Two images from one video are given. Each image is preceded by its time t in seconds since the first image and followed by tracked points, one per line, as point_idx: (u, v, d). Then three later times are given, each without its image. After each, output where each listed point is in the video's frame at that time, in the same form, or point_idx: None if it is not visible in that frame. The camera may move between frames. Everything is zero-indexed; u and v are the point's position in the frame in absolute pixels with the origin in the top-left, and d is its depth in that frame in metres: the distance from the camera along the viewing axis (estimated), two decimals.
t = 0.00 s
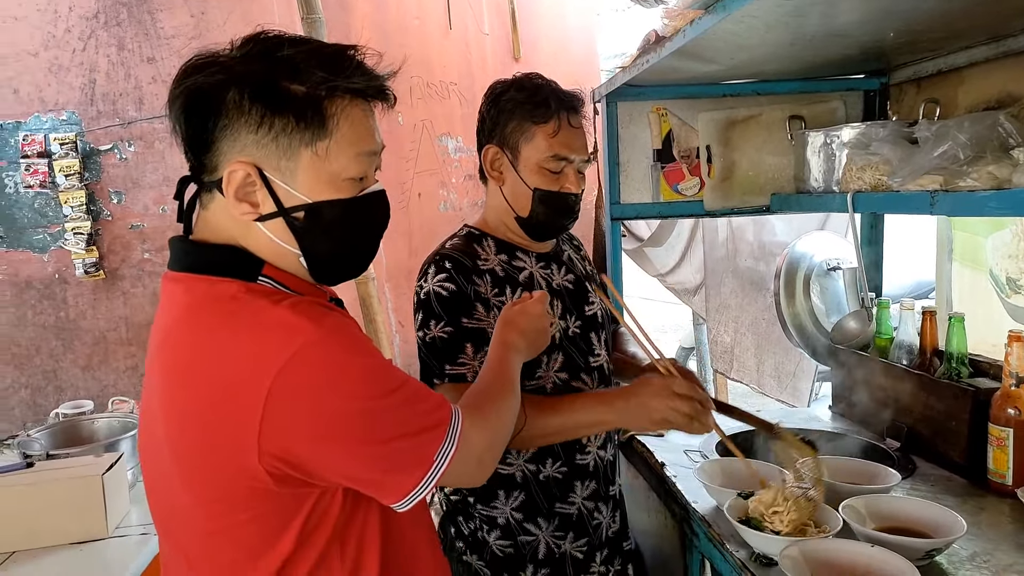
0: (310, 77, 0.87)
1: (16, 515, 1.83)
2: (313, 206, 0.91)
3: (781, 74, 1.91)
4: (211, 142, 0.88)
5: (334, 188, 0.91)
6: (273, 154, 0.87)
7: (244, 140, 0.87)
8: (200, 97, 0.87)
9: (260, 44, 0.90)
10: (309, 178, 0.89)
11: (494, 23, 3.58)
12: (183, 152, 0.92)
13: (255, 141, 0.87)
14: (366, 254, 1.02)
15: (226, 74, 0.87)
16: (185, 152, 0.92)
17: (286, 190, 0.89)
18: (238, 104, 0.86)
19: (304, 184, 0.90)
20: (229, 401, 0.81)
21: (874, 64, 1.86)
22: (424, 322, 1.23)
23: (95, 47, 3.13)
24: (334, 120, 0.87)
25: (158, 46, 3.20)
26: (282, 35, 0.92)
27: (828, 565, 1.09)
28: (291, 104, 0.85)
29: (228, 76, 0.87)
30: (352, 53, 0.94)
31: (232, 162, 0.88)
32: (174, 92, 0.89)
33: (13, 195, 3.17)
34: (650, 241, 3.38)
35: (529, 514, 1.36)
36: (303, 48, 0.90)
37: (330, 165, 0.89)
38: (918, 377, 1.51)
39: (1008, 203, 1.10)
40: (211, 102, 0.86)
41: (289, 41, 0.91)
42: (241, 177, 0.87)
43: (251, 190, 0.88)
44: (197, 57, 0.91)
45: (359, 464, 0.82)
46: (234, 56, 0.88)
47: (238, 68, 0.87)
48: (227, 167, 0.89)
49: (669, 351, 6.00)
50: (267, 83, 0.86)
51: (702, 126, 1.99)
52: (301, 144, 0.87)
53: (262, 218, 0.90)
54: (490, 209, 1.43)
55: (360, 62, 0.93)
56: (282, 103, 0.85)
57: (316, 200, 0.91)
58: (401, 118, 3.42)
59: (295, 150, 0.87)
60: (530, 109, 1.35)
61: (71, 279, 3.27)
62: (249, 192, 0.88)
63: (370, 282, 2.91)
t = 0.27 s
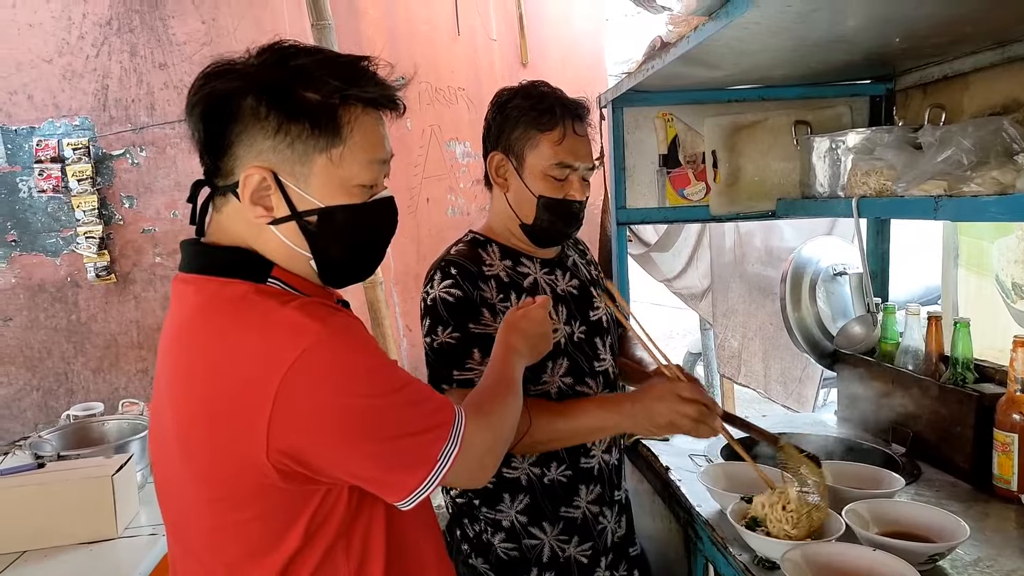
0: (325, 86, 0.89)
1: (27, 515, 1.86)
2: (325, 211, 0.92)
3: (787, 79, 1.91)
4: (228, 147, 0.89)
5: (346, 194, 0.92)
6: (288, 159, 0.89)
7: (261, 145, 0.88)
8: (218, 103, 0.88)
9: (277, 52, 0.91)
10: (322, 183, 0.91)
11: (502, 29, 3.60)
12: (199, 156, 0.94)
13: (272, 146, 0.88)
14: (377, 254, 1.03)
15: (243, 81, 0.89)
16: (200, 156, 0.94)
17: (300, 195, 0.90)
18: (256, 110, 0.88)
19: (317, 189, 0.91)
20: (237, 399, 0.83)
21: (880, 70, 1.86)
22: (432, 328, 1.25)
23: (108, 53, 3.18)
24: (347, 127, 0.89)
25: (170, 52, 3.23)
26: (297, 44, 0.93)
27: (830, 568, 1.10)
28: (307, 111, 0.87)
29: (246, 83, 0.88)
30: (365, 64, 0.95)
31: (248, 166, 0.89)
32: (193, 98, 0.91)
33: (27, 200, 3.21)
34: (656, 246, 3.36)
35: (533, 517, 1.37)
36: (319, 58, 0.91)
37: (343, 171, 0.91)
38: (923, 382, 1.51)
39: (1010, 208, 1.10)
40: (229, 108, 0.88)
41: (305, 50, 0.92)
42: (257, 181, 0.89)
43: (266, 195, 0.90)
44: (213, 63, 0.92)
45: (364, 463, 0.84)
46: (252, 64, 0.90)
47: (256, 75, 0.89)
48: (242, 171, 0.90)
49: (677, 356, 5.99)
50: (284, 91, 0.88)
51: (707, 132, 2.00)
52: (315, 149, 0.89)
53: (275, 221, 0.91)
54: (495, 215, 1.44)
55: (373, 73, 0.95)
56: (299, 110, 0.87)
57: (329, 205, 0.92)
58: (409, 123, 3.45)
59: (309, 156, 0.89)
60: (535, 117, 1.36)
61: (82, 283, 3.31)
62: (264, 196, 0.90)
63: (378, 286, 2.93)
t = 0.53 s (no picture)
0: (328, 85, 0.90)
1: (22, 511, 1.86)
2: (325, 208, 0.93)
3: (782, 79, 1.92)
4: (232, 145, 0.90)
5: (346, 192, 0.94)
6: (292, 158, 0.89)
7: (266, 143, 0.89)
8: (223, 101, 0.88)
9: (280, 51, 0.92)
10: (324, 181, 0.91)
11: (500, 27, 3.61)
12: (200, 153, 0.94)
13: (276, 145, 0.89)
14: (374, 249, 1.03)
15: (248, 80, 0.89)
16: (201, 153, 0.94)
17: (303, 194, 0.91)
18: (262, 109, 0.88)
19: (320, 187, 0.92)
20: (235, 391, 0.83)
21: (875, 70, 1.87)
22: (427, 330, 1.25)
23: (106, 51, 3.18)
24: (349, 127, 0.90)
25: (168, 49, 3.26)
26: (299, 44, 0.94)
27: (820, 563, 1.11)
28: (312, 110, 0.88)
29: (250, 81, 0.89)
30: (366, 65, 0.96)
31: (252, 164, 0.90)
32: (196, 96, 0.91)
33: (23, 196, 3.18)
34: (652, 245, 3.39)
35: (530, 514, 1.37)
36: (322, 58, 0.92)
37: (345, 169, 0.92)
38: (915, 380, 1.52)
39: (1000, 206, 1.11)
40: (234, 107, 0.88)
41: (308, 50, 0.93)
42: (261, 180, 0.89)
43: (269, 193, 0.90)
44: (216, 61, 0.92)
45: (360, 455, 0.84)
46: (256, 62, 0.91)
47: (260, 74, 0.89)
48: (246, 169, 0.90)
49: (673, 355, 6.01)
50: (290, 89, 0.88)
51: (703, 131, 2.00)
52: (319, 148, 0.90)
53: (278, 218, 0.92)
54: (490, 215, 1.44)
55: (374, 74, 0.96)
56: (305, 109, 0.88)
57: (331, 203, 0.93)
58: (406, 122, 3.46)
59: (313, 154, 0.90)
60: (533, 117, 1.36)
61: (79, 280, 3.30)
62: (267, 193, 0.90)
63: (375, 284, 2.94)
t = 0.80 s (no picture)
0: (334, 95, 0.90)
1: (11, 512, 1.85)
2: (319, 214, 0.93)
3: (770, 79, 1.93)
4: (247, 161, 0.86)
5: (355, 195, 0.97)
6: (312, 171, 0.90)
7: (286, 159, 0.88)
8: (237, 118, 0.84)
9: (281, 58, 0.89)
10: (337, 189, 0.93)
11: (491, 28, 3.60)
12: (198, 165, 0.89)
13: (299, 161, 0.89)
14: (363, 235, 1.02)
15: (257, 94, 0.86)
16: (200, 166, 0.89)
17: (320, 204, 0.92)
18: (281, 126, 0.86)
19: (335, 195, 0.94)
20: (226, 389, 0.83)
21: (862, 70, 1.88)
22: (412, 336, 1.26)
23: (95, 51, 3.16)
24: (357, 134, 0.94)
25: (158, 49, 3.23)
26: (293, 48, 0.92)
27: (807, 560, 1.11)
28: (331, 125, 0.89)
29: (263, 96, 0.85)
30: (355, 69, 0.96)
31: (272, 181, 0.88)
32: (200, 110, 0.86)
33: (12, 197, 3.19)
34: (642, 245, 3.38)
35: (523, 513, 1.37)
36: (322, 65, 0.92)
37: (354, 174, 0.95)
38: (902, 378, 1.53)
39: (984, 206, 1.12)
40: (251, 125, 0.85)
41: (306, 56, 0.92)
42: (284, 197, 0.89)
43: (289, 207, 0.90)
44: (207, 70, 0.87)
45: (351, 451, 0.85)
46: (260, 72, 0.87)
47: (270, 87, 0.86)
48: (262, 185, 0.88)
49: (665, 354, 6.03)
50: (306, 105, 0.87)
51: (692, 131, 2.01)
52: (333, 158, 0.91)
53: (295, 228, 0.92)
54: (480, 218, 1.44)
55: (363, 79, 0.96)
56: (325, 124, 0.88)
57: (343, 208, 0.95)
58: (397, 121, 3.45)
59: (329, 165, 0.91)
60: (529, 125, 1.36)
61: (69, 281, 3.29)
62: (286, 208, 0.90)
63: (366, 284, 2.93)
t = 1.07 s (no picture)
0: (333, 99, 0.90)
1: (12, 514, 1.86)
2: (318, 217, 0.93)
3: (768, 77, 1.93)
4: (245, 162, 0.86)
5: (351, 195, 0.96)
6: (309, 171, 0.90)
7: (285, 160, 0.88)
8: (238, 118, 0.84)
9: (280, 61, 0.89)
10: (335, 189, 0.93)
11: (490, 28, 3.60)
12: (195, 165, 0.89)
13: (298, 161, 0.88)
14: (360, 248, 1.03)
15: (259, 95, 0.85)
16: (197, 166, 0.88)
17: (318, 204, 0.92)
18: (281, 127, 0.86)
19: (331, 195, 0.93)
20: (223, 390, 0.83)
21: (862, 68, 1.88)
22: (411, 338, 1.26)
23: (94, 53, 3.16)
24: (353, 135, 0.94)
25: (157, 52, 3.22)
26: (291, 51, 0.92)
27: (806, 560, 1.11)
28: (329, 126, 0.89)
29: (265, 98, 0.85)
30: (351, 72, 0.96)
31: (269, 181, 0.88)
32: (200, 110, 0.85)
33: (13, 200, 3.21)
34: (643, 244, 3.38)
35: (522, 515, 1.37)
36: (320, 68, 0.92)
37: (351, 175, 0.95)
38: (903, 377, 1.53)
39: (982, 204, 1.12)
40: (252, 125, 0.85)
41: (304, 59, 0.92)
42: (281, 197, 0.88)
43: (285, 207, 0.90)
44: (207, 73, 0.87)
45: (348, 453, 0.85)
46: (261, 74, 0.87)
47: (270, 89, 0.86)
48: (259, 185, 0.88)
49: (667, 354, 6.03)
50: (305, 106, 0.87)
51: (691, 131, 2.01)
52: (332, 158, 0.91)
53: (292, 228, 0.92)
54: (477, 219, 1.44)
55: (358, 82, 0.96)
56: (324, 126, 0.88)
57: (341, 209, 0.95)
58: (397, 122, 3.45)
59: (327, 165, 0.91)
60: (525, 127, 1.35)
61: (70, 283, 3.29)
62: (282, 208, 0.90)
63: (366, 285, 2.93)
